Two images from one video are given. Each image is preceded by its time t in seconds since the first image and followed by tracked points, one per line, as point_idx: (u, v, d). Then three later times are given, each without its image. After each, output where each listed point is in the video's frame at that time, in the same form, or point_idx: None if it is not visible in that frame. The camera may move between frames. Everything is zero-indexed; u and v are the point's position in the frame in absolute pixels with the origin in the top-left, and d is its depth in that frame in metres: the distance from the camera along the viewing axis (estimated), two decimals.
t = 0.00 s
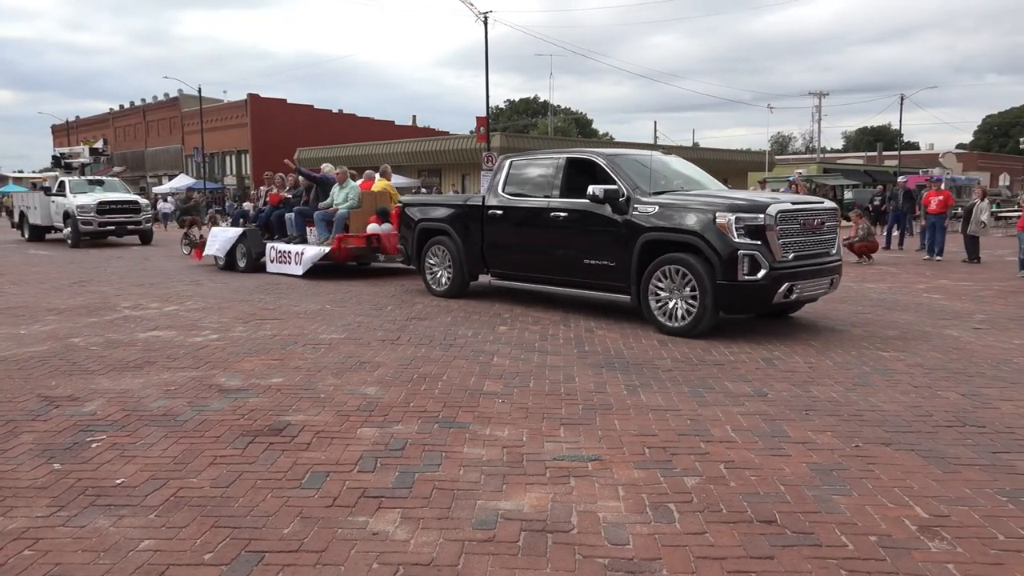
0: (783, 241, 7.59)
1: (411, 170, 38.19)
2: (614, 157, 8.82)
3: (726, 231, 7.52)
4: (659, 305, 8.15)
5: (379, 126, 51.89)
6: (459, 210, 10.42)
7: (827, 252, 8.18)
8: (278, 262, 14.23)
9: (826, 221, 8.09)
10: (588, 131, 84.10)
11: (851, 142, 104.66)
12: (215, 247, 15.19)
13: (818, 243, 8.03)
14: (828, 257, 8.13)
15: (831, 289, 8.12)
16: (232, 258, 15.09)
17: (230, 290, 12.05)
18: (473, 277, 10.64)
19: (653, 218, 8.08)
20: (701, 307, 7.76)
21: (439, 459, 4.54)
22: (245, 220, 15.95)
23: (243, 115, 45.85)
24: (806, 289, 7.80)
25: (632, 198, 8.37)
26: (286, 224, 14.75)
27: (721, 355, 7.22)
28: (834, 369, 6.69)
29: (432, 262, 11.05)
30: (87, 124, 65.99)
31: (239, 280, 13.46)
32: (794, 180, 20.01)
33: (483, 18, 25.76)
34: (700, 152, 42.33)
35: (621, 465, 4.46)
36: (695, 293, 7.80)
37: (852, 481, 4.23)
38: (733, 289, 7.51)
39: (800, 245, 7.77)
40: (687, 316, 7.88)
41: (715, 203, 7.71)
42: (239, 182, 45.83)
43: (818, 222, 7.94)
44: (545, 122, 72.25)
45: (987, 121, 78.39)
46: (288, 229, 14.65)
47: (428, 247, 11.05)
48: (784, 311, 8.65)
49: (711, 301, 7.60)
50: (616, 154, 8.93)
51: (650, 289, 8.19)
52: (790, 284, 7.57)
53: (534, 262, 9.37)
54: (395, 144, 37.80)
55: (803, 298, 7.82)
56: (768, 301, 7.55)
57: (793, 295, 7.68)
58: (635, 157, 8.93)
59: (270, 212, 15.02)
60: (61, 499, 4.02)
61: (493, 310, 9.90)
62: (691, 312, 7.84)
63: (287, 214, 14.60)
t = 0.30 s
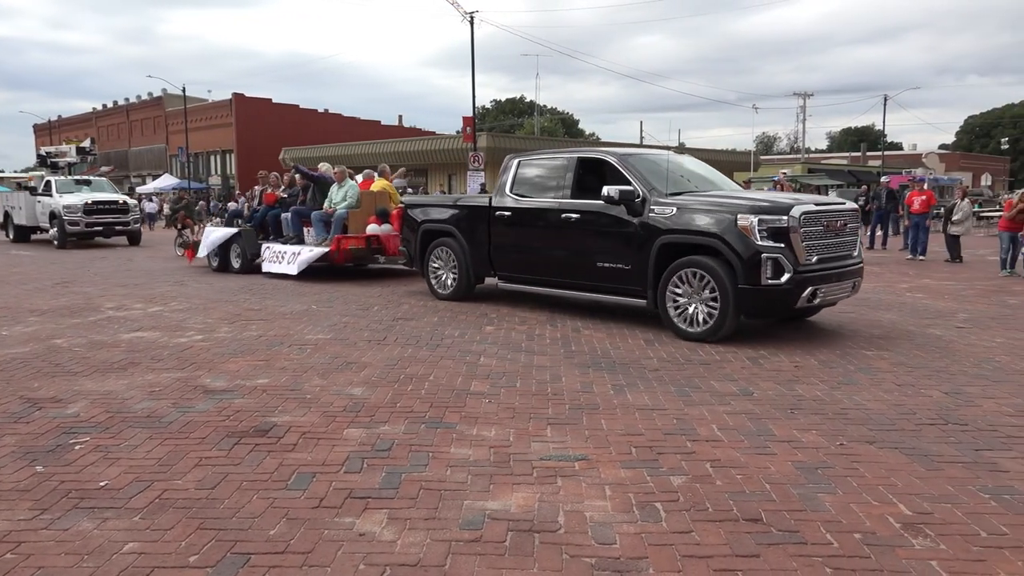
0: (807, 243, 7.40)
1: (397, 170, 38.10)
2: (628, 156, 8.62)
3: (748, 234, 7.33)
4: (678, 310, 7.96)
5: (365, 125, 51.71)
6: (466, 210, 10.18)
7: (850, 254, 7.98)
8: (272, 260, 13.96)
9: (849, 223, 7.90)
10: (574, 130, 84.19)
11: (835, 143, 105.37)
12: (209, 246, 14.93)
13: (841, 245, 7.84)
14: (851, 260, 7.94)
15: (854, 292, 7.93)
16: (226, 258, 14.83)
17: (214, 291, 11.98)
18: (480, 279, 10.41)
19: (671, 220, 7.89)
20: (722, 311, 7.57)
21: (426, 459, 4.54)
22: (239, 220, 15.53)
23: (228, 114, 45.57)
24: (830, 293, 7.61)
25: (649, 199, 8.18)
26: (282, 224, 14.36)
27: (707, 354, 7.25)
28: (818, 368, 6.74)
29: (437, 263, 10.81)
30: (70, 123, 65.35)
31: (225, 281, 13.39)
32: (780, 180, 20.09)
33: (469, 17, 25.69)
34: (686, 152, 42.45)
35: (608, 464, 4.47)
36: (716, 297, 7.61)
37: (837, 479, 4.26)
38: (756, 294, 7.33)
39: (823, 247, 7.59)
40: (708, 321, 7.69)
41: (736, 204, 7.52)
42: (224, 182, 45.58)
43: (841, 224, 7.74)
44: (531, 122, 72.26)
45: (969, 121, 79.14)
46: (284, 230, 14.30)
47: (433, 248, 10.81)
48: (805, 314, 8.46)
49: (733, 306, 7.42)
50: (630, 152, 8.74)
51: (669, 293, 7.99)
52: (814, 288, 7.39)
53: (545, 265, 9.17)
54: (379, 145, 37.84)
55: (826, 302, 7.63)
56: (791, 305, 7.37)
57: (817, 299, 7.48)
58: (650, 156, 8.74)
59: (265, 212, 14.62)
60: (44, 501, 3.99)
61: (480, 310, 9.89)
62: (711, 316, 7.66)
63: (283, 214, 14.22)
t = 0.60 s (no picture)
0: (835, 245, 7.15)
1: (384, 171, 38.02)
2: (647, 155, 8.37)
3: (775, 235, 7.06)
4: (699, 314, 7.68)
5: (352, 125, 51.57)
6: (476, 211, 9.92)
7: (875, 257, 7.76)
8: (266, 261, 13.71)
9: (874, 224, 7.67)
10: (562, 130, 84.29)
11: (822, 143, 106.01)
12: (201, 247, 14.65)
13: (867, 247, 7.61)
14: (876, 262, 7.72)
15: (880, 296, 7.70)
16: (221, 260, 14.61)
17: (200, 291, 11.92)
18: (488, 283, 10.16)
19: (693, 222, 7.63)
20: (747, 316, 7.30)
21: (414, 460, 4.52)
22: (234, 221, 15.27)
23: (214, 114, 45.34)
24: (857, 296, 7.37)
25: (669, 200, 7.92)
26: (280, 224, 14.12)
27: (695, 354, 7.25)
28: (805, 367, 6.77)
29: (443, 266, 10.52)
30: (54, 123, 64.79)
31: (211, 281, 13.32)
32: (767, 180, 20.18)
33: (456, 17, 25.67)
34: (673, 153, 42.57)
35: (597, 463, 4.48)
36: (741, 300, 7.33)
37: (824, 477, 4.28)
38: (783, 297, 7.07)
39: (850, 249, 7.34)
40: (732, 325, 7.40)
41: (762, 205, 7.26)
42: (210, 182, 45.37)
43: (867, 225, 7.52)
44: (519, 122, 72.29)
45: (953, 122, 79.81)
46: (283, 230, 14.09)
47: (440, 250, 10.52)
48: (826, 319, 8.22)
49: (759, 309, 7.16)
50: (648, 151, 8.48)
51: (690, 297, 7.71)
52: (842, 291, 7.15)
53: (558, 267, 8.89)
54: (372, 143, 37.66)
55: (852, 306, 7.39)
56: (819, 309, 7.12)
57: (844, 303, 7.24)
58: (668, 155, 8.49)
59: (262, 211, 14.39)
60: (29, 505, 3.95)
61: (468, 310, 9.88)
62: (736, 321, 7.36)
63: (281, 214, 14.00)
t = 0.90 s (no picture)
0: (866, 247, 6.96)
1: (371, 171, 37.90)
2: (667, 155, 8.14)
3: (804, 238, 6.87)
4: (723, 318, 7.48)
5: (339, 126, 51.40)
6: (486, 213, 9.64)
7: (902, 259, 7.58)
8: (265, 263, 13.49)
9: (902, 225, 7.50)
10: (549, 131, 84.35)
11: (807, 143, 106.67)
12: (197, 248, 14.41)
13: (895, 249, 7.43)
14: (903, 264, 7.54)
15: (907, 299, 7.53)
16: (217, 261, 14.38)
17: (186, 292, 11.85)
18: (497, 287, 9.88)
19: (717, 223, 7.42)
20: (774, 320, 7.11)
21: (401, 461, 4.51)
22: (230, 222, 15.01)
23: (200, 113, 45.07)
24: (886, 300, 7.19)
25: (691, 201, 7.70)
26: (278, 225, 13.88)
27: (683, 354, 7.27)
28: (792, 366, 6.80)
29: (451, 268, 10.21)
30: (37, 122, 64.20)
31: (198, 282, 13.25)
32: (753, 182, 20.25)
33: (443, 18, 25.62)
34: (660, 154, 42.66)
35: (585, 463, 4.49)
36: (767, 304, 7.14)
37: (811, 476, 4.31)
38: (813, 301, 6.87)
39: (880, 251, 7.15)
40: (758, 330, 7.21)
41: (790, 206, 7.06)
42: (196, 182, 45.11)
43: (896, 227, 7.34)
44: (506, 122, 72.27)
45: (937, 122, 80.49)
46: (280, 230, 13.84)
47: (447, 252, 10.22)
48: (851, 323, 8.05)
49: (786, 314, 6.97)
50: (668, 151, 8.26)
51: (713, 301, 7.51)
52: (873, 295, 6.95)
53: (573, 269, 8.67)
54: (358, 143, 37.68)
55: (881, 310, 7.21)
56: (849, 313, 6.93)
57: (874, 307, 7.06)
58: (687, 155, 8.27)
59: (259, 211, 14.13)
60: (12, 507, 3.92)
61: (456, 310, 9.87)
62: (762, 326, 7.17)
63: (281, 215, 13.75)
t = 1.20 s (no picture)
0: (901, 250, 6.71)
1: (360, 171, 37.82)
2: (689, 154, 7.86)
3: (838, 240, 6.60)
4: (751, 324, 7.21)
5: (328, 125, 51.26)
6: (498, 214, 9.35)
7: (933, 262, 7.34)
8: (268, 267, 13.18)
9: (935, 227, 7.25)
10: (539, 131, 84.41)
11: (795, 143, 107.19)
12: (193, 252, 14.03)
13: (927, 252, 7.19)
14: (935, 267, 7.31)
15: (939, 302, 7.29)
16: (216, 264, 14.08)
17: (174, 293, 11.79)
18: (509, 290, 9.58)
19: (745, 225, 7.14)
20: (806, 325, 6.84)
21: (391, 461, 4.50)
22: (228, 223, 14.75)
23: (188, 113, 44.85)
24: (920, 304, 6.94)
25: (716, 202, 7.42)
26: (278, 225, 13.64)
27: (673, 354, 7.28)
28: (781, 366, 6.84)
29: (461, 270, 9.89)
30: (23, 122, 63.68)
31: (186, 282, 13.18)
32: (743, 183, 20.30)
33: (433, 18, 25.60)
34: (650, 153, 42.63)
35: (574, 463, 4.49)
36: (799, 309, 6.87)
37: (799, 474, 4.32)
38: (848, 306, 6.61)
39: (914, 254, 6.89)
40: (790, 336, 6.93)
41: (823, 207, 6.78)
42: (184, 183, 44.93)
43: (928, 228, 7.10)
44: (495, 122, 72.30)
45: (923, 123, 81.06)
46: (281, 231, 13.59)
47: (457, 254, 9.91)
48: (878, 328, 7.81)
49: (819, 319, 6.70)
50: (690, 149, 7.98)
51: (742, 305, 7.23)
52: (908, 299, 6.68)
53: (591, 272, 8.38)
54: (344, 143, 37.66)
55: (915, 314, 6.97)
56: (884, 319, 6.67)
57: (909, 312, 6.81)
58: (710, 154, 7.99)
59: (258, 212, 13.86)
60: None
61: (445, 310, 9.86)
62: (794, 331, 6.90)
63: (282, 215, 13.49)
